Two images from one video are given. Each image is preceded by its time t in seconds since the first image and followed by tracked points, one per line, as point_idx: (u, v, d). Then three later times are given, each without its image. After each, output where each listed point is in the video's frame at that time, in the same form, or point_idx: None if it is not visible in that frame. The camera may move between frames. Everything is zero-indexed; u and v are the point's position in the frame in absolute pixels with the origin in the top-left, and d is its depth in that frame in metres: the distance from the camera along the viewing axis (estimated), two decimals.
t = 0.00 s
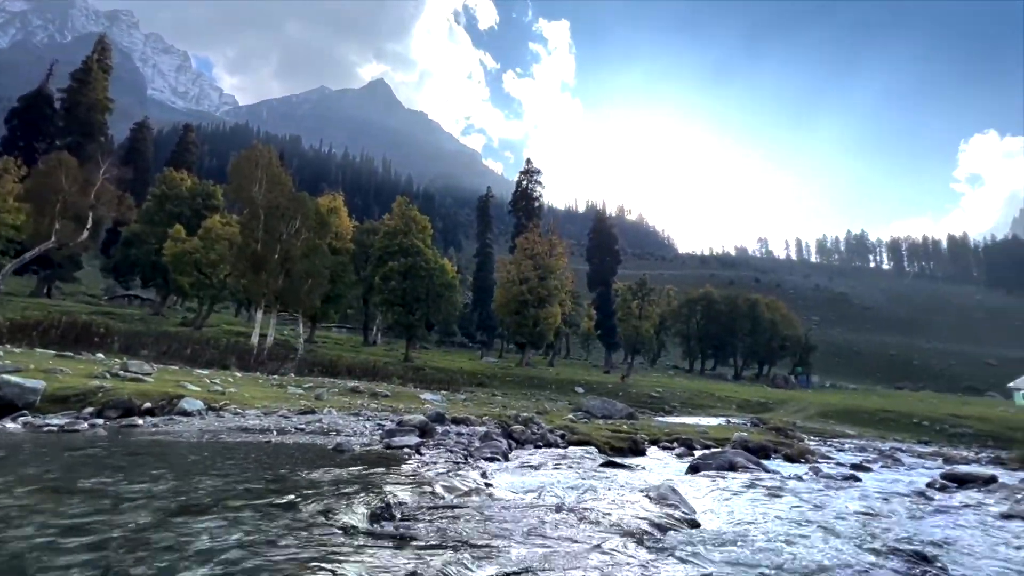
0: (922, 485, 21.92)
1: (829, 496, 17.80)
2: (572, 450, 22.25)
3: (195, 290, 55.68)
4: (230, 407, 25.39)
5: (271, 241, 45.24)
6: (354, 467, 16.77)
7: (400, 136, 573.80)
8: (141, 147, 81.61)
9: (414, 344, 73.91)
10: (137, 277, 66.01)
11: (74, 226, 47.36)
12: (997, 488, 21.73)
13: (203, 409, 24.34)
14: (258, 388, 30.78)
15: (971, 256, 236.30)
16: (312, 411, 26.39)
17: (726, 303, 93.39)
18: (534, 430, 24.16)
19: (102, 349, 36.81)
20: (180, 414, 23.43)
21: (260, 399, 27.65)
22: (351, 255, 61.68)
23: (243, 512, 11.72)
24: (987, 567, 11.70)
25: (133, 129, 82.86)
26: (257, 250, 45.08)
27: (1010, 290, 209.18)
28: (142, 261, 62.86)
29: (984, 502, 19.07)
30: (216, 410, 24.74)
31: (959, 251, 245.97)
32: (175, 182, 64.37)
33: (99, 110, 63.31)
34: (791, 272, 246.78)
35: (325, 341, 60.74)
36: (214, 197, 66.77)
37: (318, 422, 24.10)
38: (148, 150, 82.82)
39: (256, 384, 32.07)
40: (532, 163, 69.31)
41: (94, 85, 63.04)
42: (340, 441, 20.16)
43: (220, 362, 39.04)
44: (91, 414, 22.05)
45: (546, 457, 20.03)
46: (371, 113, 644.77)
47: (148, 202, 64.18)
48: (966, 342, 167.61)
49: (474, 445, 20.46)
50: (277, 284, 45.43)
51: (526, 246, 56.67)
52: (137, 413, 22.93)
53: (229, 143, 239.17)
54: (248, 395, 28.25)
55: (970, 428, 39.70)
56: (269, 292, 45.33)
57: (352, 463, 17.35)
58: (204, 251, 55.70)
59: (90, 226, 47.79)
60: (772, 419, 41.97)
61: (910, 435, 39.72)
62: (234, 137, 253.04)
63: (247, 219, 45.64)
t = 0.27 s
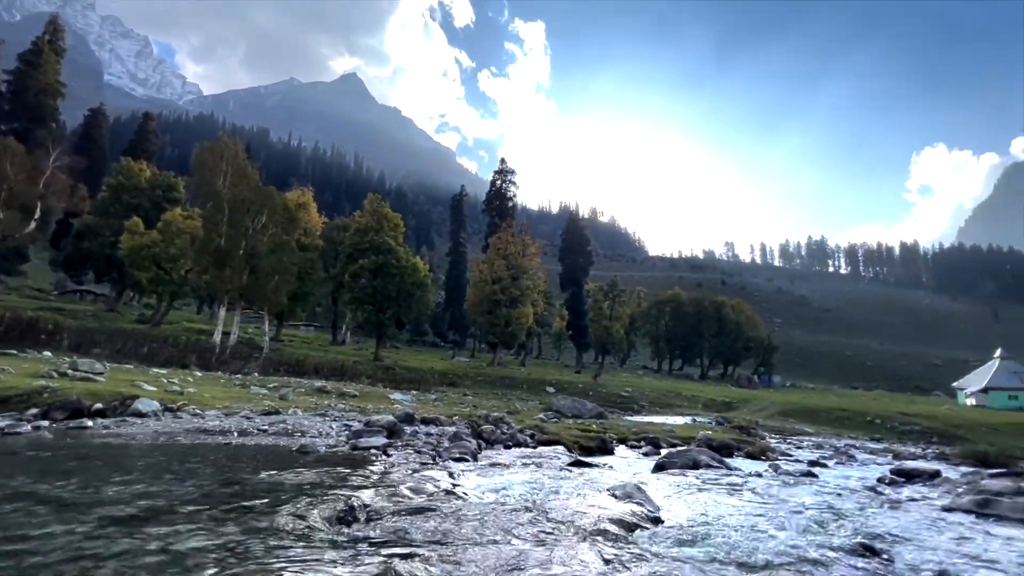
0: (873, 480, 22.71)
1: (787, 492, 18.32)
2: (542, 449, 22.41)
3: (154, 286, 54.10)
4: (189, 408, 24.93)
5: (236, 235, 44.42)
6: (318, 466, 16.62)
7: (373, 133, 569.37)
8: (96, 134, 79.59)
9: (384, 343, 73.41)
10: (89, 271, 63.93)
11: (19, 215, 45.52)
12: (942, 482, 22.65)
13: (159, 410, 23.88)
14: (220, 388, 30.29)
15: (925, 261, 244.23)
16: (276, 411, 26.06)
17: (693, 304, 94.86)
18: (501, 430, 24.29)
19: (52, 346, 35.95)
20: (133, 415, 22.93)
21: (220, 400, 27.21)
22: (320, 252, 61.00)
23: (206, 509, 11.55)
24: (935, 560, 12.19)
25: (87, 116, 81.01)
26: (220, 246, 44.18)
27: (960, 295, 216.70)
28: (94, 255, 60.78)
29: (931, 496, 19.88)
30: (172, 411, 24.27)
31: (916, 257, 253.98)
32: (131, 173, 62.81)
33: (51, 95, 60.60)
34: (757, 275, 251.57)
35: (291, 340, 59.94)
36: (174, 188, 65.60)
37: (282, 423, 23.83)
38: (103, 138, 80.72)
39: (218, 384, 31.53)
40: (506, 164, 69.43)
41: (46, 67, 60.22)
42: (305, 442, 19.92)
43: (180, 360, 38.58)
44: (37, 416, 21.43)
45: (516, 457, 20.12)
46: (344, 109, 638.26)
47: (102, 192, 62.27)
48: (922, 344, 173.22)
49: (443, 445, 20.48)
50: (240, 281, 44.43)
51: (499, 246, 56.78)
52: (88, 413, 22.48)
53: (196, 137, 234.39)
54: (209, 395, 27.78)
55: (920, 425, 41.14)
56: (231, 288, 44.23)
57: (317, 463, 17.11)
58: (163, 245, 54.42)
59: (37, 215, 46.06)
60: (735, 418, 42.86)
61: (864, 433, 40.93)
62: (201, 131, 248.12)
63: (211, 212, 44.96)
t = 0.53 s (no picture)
0: (826, 476, 23.36)
1: (747, 488, 18.69)
2: (510, 449, 22.38)
3: (106, 278, 52.82)
4: (142, 408, 24.29)
5: (197, 230, 43.10)
6: (278, 467, 16.29)
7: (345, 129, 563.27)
8: (44, 118, 77.29)
9: (352, 341, 72.67)
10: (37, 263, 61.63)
11: None
12: (890, 478, 23.44)
13: (109, 410, 23.18)
14: (177, 387, 29.59)
15: (880, 265, 251.68)
16: (236, 411, 25.58)
17: (661, 305, 96.18)
18: (470, 430, 24.26)
19: None
20: (81, 416, 22.17)
21: (176, 400, 26.59)
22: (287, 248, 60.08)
23: (162, 513, 11.21)
24: (890, 554, 12.56)
25: (36, 98, 78.70)
26: (179, 241, 42.54)
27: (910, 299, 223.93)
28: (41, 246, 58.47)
29: (878, 491, 20.57)
30: (124, 412, 23.62)
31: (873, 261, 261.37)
32: (83, 160, 60.85)
33: None
34: (723, 277, 255.75)
35: (255, 338, 58.92)
36: (130, 177, 63.90)
37: (242, 423, 23.40)
38: (51, 122, 78.38)
39: (175, 383, 30.78)
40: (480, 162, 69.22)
41: None
42: (267, 443, 19.55)
43: (134, 358, 38.22)
44: None
45: (484, 457, 20.06)
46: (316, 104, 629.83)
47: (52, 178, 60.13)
48: (879, 346, 178.50)
49: (409, 445, 20.38)
50: (200, 277, 43.32)
51: (471, 245, 56.66)
52: (28, 415, 21.16)
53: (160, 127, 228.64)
54: (165, 395, 27.13)
55: (872, 423, 42.44)
56: (190, 284, 42.98)
57: (278, 464, 16.77)
58: (117, 236, 52.91)
59: None
60: (699, 416, 43.57)
61: (821, 430, 41.90)
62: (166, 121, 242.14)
63: (171, 202, 43.51)
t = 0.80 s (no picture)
0: (781, 471, 23.91)
1: (708, 485, 19.00)
2: (477, 448, 22.31)
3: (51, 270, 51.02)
4: (89, 408, 23.43)
5: (152, 220, 41.72)
6: (234, 468, 15.90)
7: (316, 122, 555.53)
8: None
9: (317, 339, 71.66)
10: None
11: None
12: (840, 473, 24.13)
13: (52, 410, 22.26)
14: (129, 386, 28.70)
15: (838, 269, 258.61)
16: (193, 411, 24.95)
17: (629, 306, 97.15)
18: (437, 429, 24.12)
19: None
20: (22, 416, 21.23)
21: (126, 399, 25.77)
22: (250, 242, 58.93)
23: (112, 517, 10.82)
24: (842, 545, 12.93)
25: None
26: (134, 232, 41.05)
27: (862, 302, 230.65)
28: None
29: (828, 484, 21.17)
30: (68, 411, 22.74)
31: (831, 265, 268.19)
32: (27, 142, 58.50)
33: None
34: (690, 279, 259.36)
35: (215, 334, 57.60)
36: (79, 164, 62.00)
37: (199, 423, 22.81)
38: None
39: (126, 381, 29.81)
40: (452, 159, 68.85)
41: None
42: (226, 444, 19.03)
43: (81, 353, 36.75)
44: None
45: (451, 456, 19.98)
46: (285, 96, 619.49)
47: None
48: (837, 348, 183.67)
49: (374, 445, 20.14)
50: (156, 271, 42.01)
51: (442, 242, 56.40)
52: None
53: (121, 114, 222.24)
54: (116, 395, 26.30)
55: (827, 420, 43.55)
56: (146, 278, 41.61)
57: (236, 465, 16.31)
58: (64, 226, 51.08)
59: None
60: (664, 414, 44.14)
61: (779, 428, 42.83)
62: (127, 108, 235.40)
63: (124, 190, 41.90)
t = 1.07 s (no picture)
0: (738, 467, 24.39)
1: (669, 481, 19.25)
2: (442, 446, 22.16)
3: None
4: (33, 406, 22.42)
5: (104, 206, 40.20)
6: (187, 468, 15.40)
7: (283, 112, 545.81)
8: None
9: (280, 335, 70.42)
10: None
11: None
12: (793, 468, 24.73)
13: None
14: (76, 383, 27.64)
15: (797, 271, 265.32)
16: (143, 409, 24.15)
17: (598, 305, 97.72)
18: (401, 426, 23.94)
19: None
20: None
21: (73, 397, 24.79)
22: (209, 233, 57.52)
23: (57, 521, 10.33)
24: (798, 540, 13.26)
25: None
26: (82, 218, 39.32)
27: (815, 305, 237.26)
28: None
29: (782, 479, 21.69)
30: (9, 409, 21.71)
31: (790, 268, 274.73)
32: None
33: None
34: (656, 280, 262.48)
35: (169, 328, 55.97)
36: (22, 146, 59.90)
37: (150, 422, 22.07)
38: None
39: (73, 378, 28.68)
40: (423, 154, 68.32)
41: None
42: (179, 443, 18.43)
43: (24, 348, 35.53)
44: None
45: (416, 454, 19.80)
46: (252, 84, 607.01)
47: None
48: (797, 348, 188.50)
49: (336, 443, 19.84)
50: (108, 263, 40.42)
51: (411, 238, 56.01)
52: None
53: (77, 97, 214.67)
54: (63, 392, 25.31)
55: (783, 417, 44.57)
56: (97, 269, 40.05)
57: (190, 465, 15.76)
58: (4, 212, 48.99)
59: None
60: (629, 412, 44.65)
61: (736, 425, 43.74)
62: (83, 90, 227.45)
63: (71, 176, 40.05)
